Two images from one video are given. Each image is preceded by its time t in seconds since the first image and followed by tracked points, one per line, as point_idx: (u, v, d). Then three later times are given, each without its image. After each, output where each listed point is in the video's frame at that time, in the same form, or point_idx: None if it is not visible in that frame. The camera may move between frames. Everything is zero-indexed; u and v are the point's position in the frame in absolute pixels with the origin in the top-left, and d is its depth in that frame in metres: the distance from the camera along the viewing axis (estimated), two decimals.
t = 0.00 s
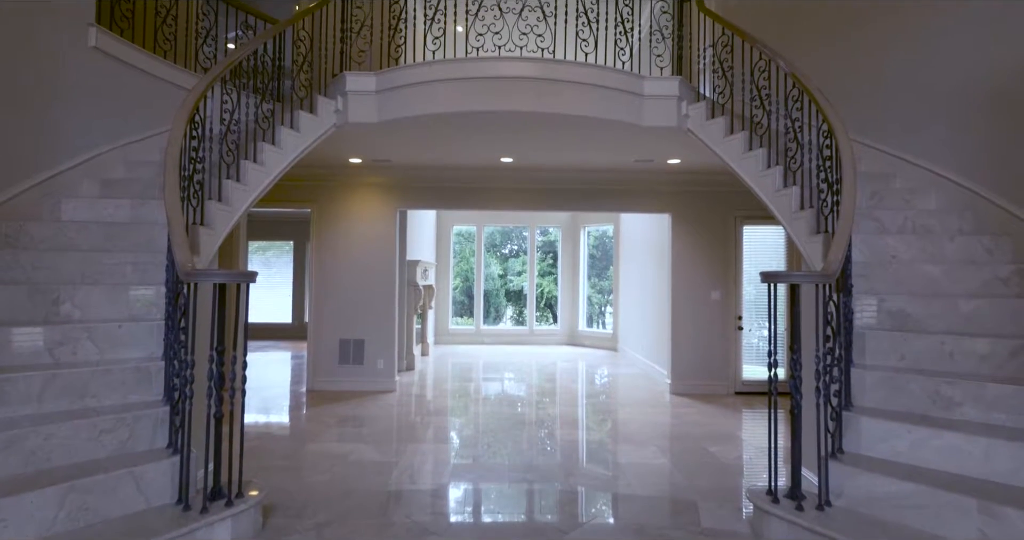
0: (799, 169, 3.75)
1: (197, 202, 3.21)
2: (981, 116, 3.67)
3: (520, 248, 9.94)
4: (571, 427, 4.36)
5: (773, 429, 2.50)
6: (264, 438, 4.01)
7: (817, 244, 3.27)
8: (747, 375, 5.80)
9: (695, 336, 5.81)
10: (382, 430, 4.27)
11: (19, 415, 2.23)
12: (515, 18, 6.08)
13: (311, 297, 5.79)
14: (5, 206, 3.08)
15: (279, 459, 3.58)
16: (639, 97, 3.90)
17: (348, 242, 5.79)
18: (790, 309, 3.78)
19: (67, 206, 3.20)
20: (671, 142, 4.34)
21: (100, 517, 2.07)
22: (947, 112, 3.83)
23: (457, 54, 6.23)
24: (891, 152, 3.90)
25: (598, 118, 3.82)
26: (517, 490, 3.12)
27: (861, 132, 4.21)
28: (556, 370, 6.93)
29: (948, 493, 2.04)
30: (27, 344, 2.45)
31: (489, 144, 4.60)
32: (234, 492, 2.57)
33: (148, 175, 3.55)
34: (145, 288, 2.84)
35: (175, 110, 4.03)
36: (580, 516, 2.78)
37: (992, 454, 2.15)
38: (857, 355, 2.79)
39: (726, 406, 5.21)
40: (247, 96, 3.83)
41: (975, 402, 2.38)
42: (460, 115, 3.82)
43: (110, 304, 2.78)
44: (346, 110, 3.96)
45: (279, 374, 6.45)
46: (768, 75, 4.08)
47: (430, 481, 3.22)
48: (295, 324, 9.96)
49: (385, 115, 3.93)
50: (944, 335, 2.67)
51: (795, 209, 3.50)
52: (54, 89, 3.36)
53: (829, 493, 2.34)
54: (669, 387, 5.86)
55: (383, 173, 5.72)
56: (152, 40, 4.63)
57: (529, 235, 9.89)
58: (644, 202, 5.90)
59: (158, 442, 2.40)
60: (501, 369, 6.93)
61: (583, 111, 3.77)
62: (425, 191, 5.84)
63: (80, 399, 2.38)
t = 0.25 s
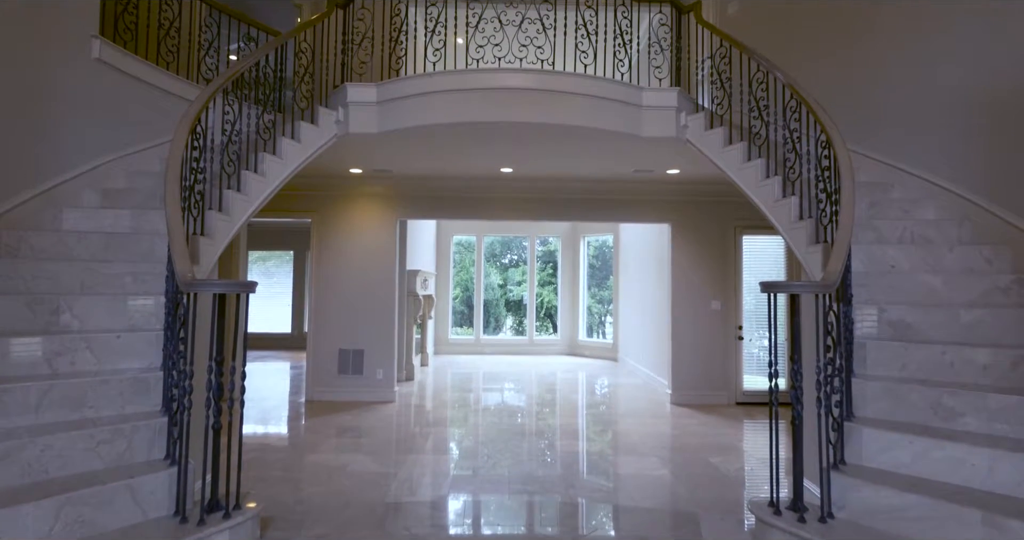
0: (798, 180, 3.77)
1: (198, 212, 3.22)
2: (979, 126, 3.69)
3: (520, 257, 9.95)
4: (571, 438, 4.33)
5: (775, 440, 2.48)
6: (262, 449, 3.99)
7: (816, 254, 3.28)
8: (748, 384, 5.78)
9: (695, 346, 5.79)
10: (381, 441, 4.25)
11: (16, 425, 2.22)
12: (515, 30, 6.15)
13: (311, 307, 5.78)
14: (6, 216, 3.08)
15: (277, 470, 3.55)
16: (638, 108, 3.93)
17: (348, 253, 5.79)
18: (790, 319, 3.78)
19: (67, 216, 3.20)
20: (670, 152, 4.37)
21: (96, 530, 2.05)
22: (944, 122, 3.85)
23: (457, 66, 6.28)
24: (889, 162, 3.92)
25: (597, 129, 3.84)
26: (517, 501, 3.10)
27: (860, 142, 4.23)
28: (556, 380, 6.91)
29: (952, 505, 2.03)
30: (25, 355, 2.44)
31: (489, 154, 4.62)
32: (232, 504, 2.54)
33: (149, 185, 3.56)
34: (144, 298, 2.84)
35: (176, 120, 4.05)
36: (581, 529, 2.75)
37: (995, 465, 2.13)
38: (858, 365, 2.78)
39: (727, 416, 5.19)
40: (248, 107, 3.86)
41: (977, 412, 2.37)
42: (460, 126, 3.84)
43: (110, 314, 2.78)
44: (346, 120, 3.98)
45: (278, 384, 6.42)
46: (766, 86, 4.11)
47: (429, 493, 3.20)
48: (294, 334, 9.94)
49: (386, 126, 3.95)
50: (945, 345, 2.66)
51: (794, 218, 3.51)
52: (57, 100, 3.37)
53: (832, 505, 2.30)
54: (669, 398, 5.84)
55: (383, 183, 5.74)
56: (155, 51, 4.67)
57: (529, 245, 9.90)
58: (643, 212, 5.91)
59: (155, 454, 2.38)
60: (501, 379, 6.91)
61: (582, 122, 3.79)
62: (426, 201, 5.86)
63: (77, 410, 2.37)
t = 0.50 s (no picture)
0: (797, 190, 3.79)
1: (199, 222, 3.23)
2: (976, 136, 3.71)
3: (520, 267, 9.96)
4: (572, 449, 4.31)
5: (776, 451, 2.46)
6: (260, 460, 3.96)
7: (816, 263, 3.29)
8: (749, 395, 5.75)
9: (695, 356, 5.78)
10: (380, 452, 4.22)
11: (13, 437, 2.20)
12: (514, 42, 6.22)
13: (310, 317, 5.77)
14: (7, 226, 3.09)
15: (274, 482, 3.53)
16: (637, 119, 3.95)
17: (348, 263, 5.80)
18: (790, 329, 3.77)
19: (68, 226, 3.21)
20: (669, 162, 4.39)
21: None
22: (941, 133, 3.87)
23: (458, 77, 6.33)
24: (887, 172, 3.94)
25: (597, 139, 3.86)
26: (517, 513, 3.07)
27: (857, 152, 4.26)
28: (556, 390, 6.88)
29: (955, 517, 2.01)
30: (23, 365, 2.43)
31: (489, 165, 4.64)
32: (229, 517, 2.51)
33: (151, 195, 3.58)
34: (144, 309, 2.84)
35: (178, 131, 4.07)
36: None
37: (998, 476, 2.11)
38: (859, 376, 2.77)
39: (728, 427, 5.16)
40: (250, 118, 3.88)
41: (979, 423, 2.36)
42: (460, 136, 3.86)
43: (109, 324, 2.77)
44: (347, 131, 4.01)
45: (277, 395, 6.40)
46: (764, 97, 4.14)
47: (428, 505, 3.17)
48: (294, 344, 9.91)
49: (386, 136, 3.97)
50: (946, 355, 2.65)
51: (793, 228, 3.52)
52: (59, 110, 3.39)
53: (834, 517, 2.29)
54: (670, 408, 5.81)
55: (383, 193, 5.76)
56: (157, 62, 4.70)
57: (529, 254, 9.91)
58: (643, 222, 5.93)
59: (152, 466, 2.36)
60: (501, 389, 6.88)
61: (581, 132, 3.81)
62: (426, 212, 5.88)
63: (75, 420, 2.35)
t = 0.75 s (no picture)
0: (795, 200, 3.80)
1: (199, 232, 3.24)
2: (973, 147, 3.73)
3: (519, 276, 9.96)
4: (572, 459, 4.28)
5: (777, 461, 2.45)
6: (259, 471, 3.93)
7: (816, 273, 3.29)
8: (750, 405, 5.73)
9: (696, 366, 5.76)
10: (379, 462, 4.20)
11: (9, 448, 2.19)
12: (514, 53, 6.28)
13: (310, 328, 5.77)
14: (8, 235, 3.09)
15: (272, 493, 3.50)
16: (636, 129, 3.98)
17: (348, 273, 5.80)
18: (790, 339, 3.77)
19: (69, 236, 3.22)
20: (669, 173, 4.41)
21: None
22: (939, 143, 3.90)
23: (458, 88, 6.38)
24: (885, 182, 3.96)
25: (596, 149, 3.88)
26: (517, 525, 3.05)
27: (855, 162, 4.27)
28: (556, 400, 6.85)
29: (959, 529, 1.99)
30: (21, 376, 2.42)
31: (489, 175, 4.67)
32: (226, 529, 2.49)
33: (152, 205, 3.59)
34: (143, 319, 2.84)
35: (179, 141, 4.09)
36: None
37: (1002, 488, 2.10)
38: (860, 386, 2.77)
39: (729, 437, 5.13)
40: (251, 128, 3.91)
41: (981, 433, 2.35)
42: (460, 147, 3.88)
43: (108, 334, 2.77)
44: (348, 142, 4.03)
45: (276, 405, 6.37)
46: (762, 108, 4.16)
47: (427, 516, 3.15)
48: (293, 354, 9.89)
49: (387, 147, 4.00)
50: (947, 365, 2.65)
51: (792, 238, 3.53)
52: (61, 121, 3.41)
53: (836, 529, 2.27)
54: (671, 419, 5.78)
55: (383, 203, 5.78)
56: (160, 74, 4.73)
57: (529, 264, 9.93)
58: (642, 232, 5.94)
59: (150, 477, 2.35)
60: (500, 399, 6.85)
61: (580, 143, 3.83)
62: (426, 221, 5.89)
63: (72, 431, 2.34)
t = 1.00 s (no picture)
0: (795, 209, 3.81)
1: (199, 241, 3.25)
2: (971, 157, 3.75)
3: (519, 286, 9.97)
4: (572, 470, 4.26)
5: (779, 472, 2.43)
6: (257, 482, 3.91)
7: (815, 283, 3.29)
8: (751, 415, 5.71)
9: (696, 376, 5.74)
10: (378, 473, 4.17)
11: (6, 459, 2.17)
12: (514, 65, 6.34)
13: (309, 338, 5.75)
14: (8, 245, 3.10)
15: (270, 505, 3.47)
16: (635, 139, 4.00)
17: (348, 283, 5.80)
18: (790, 349, 3.76)
19: (70, 245, 3.22)
20: (668, 182, 4.42)
21: None
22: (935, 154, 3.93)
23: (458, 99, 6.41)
24: (883, 192, 3.97)
25: (595, 159, 3.90)
26: (516, 536, 3.02)
27: (854, 172, 4.29)
28: (556, 410, 6.82)
29: None
30: (19, 386, 2.41)
31: (489, 185, 4.68)
32: None
33: (153, 215, 3.60)
34: (142, 328, 2.84)
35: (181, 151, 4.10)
36: None
37: (1005, 499, 2.08)
38: (861, 396, 2.76)
39: (730, 448, 5.10)
40: (252, 139, 3.92)
41: (983, 444, 2.33)
42: (460, 157, 3.90)
43: (106, 344, 2.76)
44: (348, 152, 4.05)
45: (274, 415, 6.34)
46: (761, 118, 4.19)
47: (426, 528, 3.12)
48: (292, 363, 9.87)
49: (388, 157, 4.01)
50: (948, 375, 2.64)
51: (792, 248, 3.53)
52: (64, 131, 3.43)
53: None
54: (671, 429, 5.75)
55: (384, 213, 5.80)
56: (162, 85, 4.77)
57: (528, 273, 9.93)
58: (642, 242, 5.95)
59: (147, 488, 2.33)
60: (500, 409, 6.82)
61: (580, 153, 3.85)
62: (426, 231, 5.90)
63: (70, 442, 2.33)
